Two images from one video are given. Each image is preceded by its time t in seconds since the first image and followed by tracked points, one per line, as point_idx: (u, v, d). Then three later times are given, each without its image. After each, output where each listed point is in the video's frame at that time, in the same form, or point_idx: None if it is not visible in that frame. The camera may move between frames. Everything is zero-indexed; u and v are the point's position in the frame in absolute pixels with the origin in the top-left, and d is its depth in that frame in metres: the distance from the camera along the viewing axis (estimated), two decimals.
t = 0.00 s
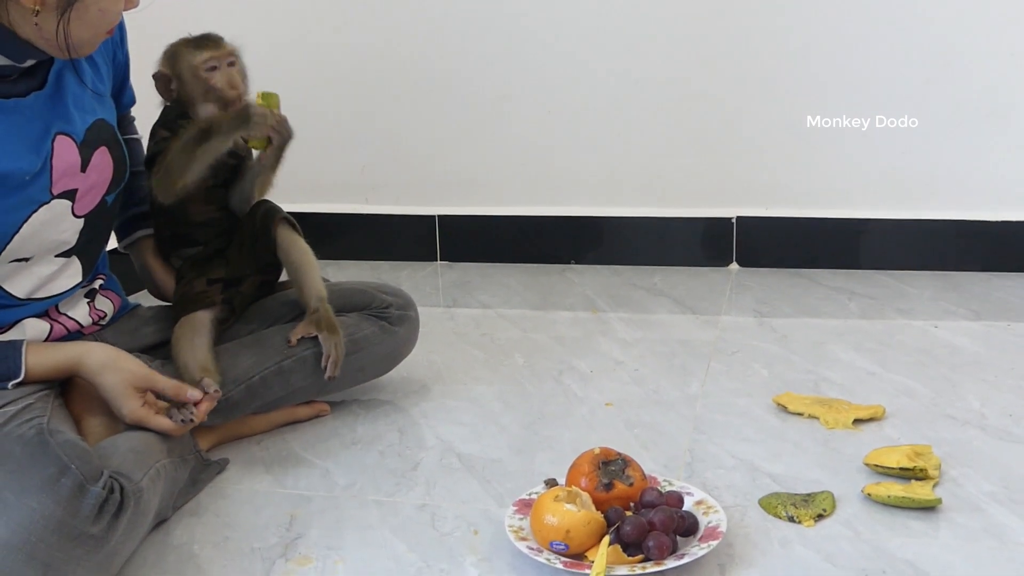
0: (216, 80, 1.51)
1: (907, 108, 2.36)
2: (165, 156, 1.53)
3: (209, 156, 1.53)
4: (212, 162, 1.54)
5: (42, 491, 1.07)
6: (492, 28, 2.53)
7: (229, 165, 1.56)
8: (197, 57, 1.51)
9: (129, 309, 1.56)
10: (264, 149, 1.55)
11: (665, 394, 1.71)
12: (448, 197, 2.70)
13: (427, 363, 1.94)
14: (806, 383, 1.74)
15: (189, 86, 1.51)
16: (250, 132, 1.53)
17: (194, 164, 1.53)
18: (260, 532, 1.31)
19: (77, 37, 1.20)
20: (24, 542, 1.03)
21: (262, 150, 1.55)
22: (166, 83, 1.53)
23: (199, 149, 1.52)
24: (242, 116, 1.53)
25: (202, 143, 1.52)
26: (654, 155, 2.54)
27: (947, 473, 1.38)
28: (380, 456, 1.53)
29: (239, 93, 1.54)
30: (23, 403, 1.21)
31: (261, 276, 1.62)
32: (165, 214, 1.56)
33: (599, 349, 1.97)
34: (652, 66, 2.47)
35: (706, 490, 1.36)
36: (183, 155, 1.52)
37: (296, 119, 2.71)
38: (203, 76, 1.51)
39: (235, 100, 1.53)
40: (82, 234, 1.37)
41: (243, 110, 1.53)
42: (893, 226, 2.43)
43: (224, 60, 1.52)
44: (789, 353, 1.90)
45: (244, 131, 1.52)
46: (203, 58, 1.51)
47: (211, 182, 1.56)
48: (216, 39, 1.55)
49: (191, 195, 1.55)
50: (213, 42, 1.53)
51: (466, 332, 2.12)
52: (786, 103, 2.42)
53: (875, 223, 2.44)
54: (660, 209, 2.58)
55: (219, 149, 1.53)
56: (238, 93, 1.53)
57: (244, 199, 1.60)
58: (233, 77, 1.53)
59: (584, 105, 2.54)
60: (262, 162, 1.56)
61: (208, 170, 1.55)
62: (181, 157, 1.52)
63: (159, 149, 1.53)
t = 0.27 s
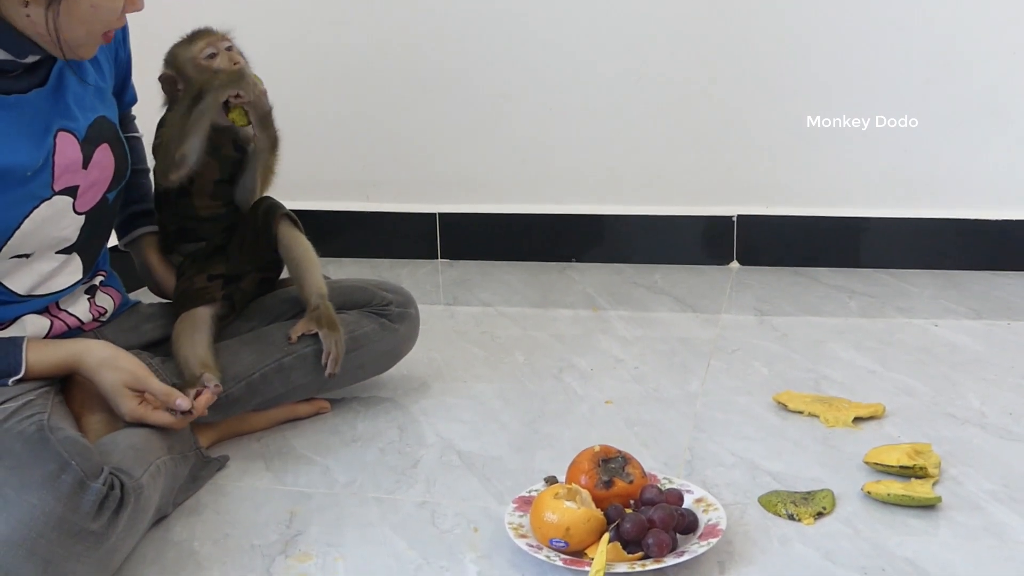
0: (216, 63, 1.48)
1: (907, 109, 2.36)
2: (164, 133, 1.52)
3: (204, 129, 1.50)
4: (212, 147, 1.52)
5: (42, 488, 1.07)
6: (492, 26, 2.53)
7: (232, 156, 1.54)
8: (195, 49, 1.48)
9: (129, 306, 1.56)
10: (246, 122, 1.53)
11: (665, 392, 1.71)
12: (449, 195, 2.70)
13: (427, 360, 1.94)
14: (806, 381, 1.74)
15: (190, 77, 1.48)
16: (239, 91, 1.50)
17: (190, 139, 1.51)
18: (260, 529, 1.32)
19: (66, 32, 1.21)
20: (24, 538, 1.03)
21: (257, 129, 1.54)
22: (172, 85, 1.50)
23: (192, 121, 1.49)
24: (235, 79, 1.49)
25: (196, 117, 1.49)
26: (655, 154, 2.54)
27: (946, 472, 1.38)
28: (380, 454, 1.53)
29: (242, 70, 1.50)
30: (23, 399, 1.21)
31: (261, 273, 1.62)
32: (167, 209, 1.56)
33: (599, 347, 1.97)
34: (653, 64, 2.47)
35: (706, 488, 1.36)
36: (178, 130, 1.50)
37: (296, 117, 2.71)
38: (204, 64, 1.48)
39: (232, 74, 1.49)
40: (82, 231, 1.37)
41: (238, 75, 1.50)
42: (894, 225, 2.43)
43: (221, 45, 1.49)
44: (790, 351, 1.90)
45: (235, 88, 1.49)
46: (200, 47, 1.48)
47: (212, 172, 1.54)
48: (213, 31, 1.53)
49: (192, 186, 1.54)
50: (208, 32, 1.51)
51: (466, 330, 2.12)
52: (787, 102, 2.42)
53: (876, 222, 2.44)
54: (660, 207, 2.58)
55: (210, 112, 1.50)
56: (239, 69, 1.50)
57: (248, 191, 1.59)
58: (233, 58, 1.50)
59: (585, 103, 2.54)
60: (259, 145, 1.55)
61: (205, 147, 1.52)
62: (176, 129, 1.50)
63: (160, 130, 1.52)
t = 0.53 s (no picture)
0: (222, 61, 1.49)
1: (907, 108, 2.36)
2: (169, 130, 1.53)
3: (210, 126, 1.52)
4: (217, 145, 1.53)
5: (42, 486, 1.07)
6: (492, 24, 2.52)
7: (235, 154, 1.55)
8: (203, 45, 1.49)
9: (128, 304, 1.56)
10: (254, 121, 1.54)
11: (665, 390, 1.71)
12: (449, 193, 2.70)
13: (427, 358, 1.94)
14: (806, 379, 1.74)
15: (196, 75, 1.50)
16: (248, 92, 1.51)
17: (195, 137, 1.51)
18: (260, 527, 1.32)
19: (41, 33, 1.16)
20: (24, 537, 1.03)
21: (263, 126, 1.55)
22: (177, 81, 1.51)
23: (198, 119, 1.51)
24: (241, 81, 1.50)
25: (202, 114, 1.51)
26: (654, 152, 2.54)
27: (946, 469, 1.38)
28: (380, 452, 1.53)
29: (247, 70, 1.51)
30: (23, 398, 1.21)
31: (262, 271, 1.62)
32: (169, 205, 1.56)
33: (599, 345, 1.97)
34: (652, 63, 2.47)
35: (706, 486, 1.36)
36: (183, 126, 1.51)
37: (297, 116, 2.71)
38: (210, 61, 1.49)
39: (238, 74, 1.50)
40: (82, 229, 1.36)
41: (245, 76, 1.50)
42: (894, 223, 2.43)
43: (229, 44, 1.51)
44: (790, 349, 1.90)
45: (241, 90, 1.50)
46: (207, 44, 1.49)
47: (216, 170, 1.54)
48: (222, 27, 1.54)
49: (195, 183, 1.54)
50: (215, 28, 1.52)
51: (466, 328, 2.12)
52: (787, 100, 2.42)
53: (876, 220, 2.44)
54: (660, 205, 2.58)
55: (216, 112, 1.51)
56: (245, 69, 1.51)
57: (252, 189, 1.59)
58: (240, 57, 1.51)
59: (585, 101, 2.54)
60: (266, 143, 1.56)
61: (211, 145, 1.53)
62: (182, 127, 1.51)
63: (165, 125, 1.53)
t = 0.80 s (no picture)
0: (227, 61, 1.51)
1: (907, 108, 2.36)
2: (174, 137, 1.52)
3: (216, 138, 1.53)
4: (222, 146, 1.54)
5: (42, 484, 1.07)
6: (492, 22, 2.52)
7: (240, 155, 1.57)
8: (211, 39, 1.51)
9: (128, 302, 1.56)
10: (265, 127, 1.56)
11: (665, 388, 1.71)
12: (449, 191, 2.70)
13: (427, 357, 1.94)
14: (806, 377, 1.74)
15: (201, 68, 1.51)
16: (254, 100, 1.52)
17: (201, 146, 1.52)
18: (259, 525, 1.32)
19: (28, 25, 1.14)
20: (24, 535, 1.03)
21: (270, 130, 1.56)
22: (179, 69, 1.54)
23: (206, 127, 1.51)
24: (247, 89, 1.51)
25: (208, 122, 1.51)
26: (654, 151, 2.54)
27: (946, 468, 1.38)
28: (380, 450, 1.53)
29: (251, 74, 1.53)
30: (22, 396, 1.21)
31: (264, 270, 1.62)
32: (172, 202, 1.56)
33: (599, 343, 1.97)
34: (653, 61, 2.47)
35: (706, 484, 1.36)
36: (189, 135, 1.51)
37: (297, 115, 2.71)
38: (215, 56, 1.51)
39: (244, 80, 1.52)
40: (81, 228, 1.36)
41: (249, 84, 1.52)
42: (894, 221, 2.43)
43: (236, 44, 1.52)
44: (790, 347, 1.90)
45: (246, 100, 1.51)
46: (215, 40, 1.51)
47: (220, 169, 1.55)
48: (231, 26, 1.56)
49: (199, 181, 1.54)
50: (224, 27, 1.54)
51: (466, 326, 2.12)
52: (787, 99, 2.42)
53: (876, 218, 2.44)
54: (660, 204, 2.58)
55: (225, 125, 1.52)
56: (249, 74, 1.52)
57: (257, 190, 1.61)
58: (245, 60, 1.53)
59: (585, 99, 2.53)
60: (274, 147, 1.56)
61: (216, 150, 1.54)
62: (188, 137, 1.51)
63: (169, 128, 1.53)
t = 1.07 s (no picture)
0: (213, 61, 1.49)
1: (907, 109, 2.36)
2: (168, 133, 1.53)
3: (209, 131, 1.52)
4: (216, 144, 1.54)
5: (42, 482, 1.07)
6: (492, 21, 2.52)
7: (233, 152, 1.55)
8: (195, 42, 1.49)
9: (129, 300, 1.56)
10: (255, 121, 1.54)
11: (665, 387, 1.71)
12: (449, 190, 2.70)
13: (427, 355, 1.94)
14: (806, 376, 1.74)
15: (189, 74, 1.50)
16: (248, 96, 1.51)
17: (196, 140, 1.52)
18: (259, 523, 1.32)
19: None
20: (24, 533, 1.03)
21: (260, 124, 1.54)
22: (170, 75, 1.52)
23: (197, 120, 1.51)
24: (238, 85, 1.50)
25: (200, 117, 1.51)
26: (655, 150, 2.54)
27: (946, 467, 1.38)
28: (380, 449, 1.53)
29: (240, 71, 1.51)
30: (23, 394, 1.21)
31: (264, 269, 1.62)
32: (171, 203, 1.56)
33: (599, 342, 1.97)
34: (653, 60, 2.47)
35: (706, 483, 1.36)
36: (183, 129, 1.51)
37: (298, 113, 2.71)
38: (201, 59, 1.49)
39: (234, 76, 1.50)
40: (86, 229, 1.36)
41: (242, 80, 1.50)
42: (894, 220, 2.43)
43: (222, 42, 1.50)
44: (790, 346, 1.90)
45: (239, 93, 1.50)
46: (199, 42, 1.49)
47: (215, 169, 1.55)
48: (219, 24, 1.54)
49: (195, 182, 1.54)
50: (211, 26, 1.52)
51: (466, 325, 2.12)
52: (787, 99, 2.42)
53: (876, 217, 2.44)
54: (660, 202, 2.58)
55: (216, 118, 1.51)
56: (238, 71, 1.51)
57: (251, 187, 1.59)
58: (232, 58, 1.51)
59: (586, 98, 2.53)
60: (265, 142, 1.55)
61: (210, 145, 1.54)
62: (181, 132, 1.52)
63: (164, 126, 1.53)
